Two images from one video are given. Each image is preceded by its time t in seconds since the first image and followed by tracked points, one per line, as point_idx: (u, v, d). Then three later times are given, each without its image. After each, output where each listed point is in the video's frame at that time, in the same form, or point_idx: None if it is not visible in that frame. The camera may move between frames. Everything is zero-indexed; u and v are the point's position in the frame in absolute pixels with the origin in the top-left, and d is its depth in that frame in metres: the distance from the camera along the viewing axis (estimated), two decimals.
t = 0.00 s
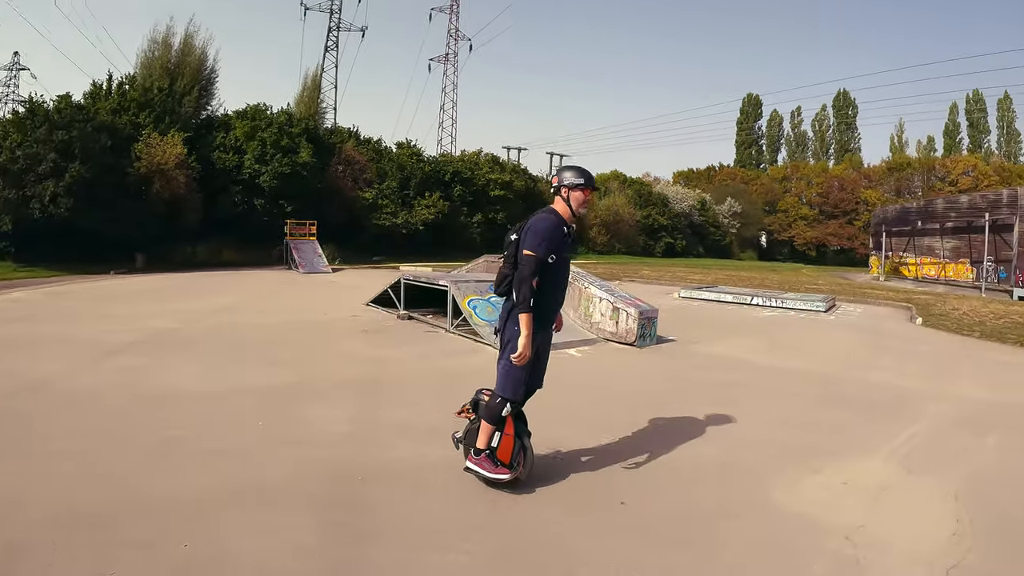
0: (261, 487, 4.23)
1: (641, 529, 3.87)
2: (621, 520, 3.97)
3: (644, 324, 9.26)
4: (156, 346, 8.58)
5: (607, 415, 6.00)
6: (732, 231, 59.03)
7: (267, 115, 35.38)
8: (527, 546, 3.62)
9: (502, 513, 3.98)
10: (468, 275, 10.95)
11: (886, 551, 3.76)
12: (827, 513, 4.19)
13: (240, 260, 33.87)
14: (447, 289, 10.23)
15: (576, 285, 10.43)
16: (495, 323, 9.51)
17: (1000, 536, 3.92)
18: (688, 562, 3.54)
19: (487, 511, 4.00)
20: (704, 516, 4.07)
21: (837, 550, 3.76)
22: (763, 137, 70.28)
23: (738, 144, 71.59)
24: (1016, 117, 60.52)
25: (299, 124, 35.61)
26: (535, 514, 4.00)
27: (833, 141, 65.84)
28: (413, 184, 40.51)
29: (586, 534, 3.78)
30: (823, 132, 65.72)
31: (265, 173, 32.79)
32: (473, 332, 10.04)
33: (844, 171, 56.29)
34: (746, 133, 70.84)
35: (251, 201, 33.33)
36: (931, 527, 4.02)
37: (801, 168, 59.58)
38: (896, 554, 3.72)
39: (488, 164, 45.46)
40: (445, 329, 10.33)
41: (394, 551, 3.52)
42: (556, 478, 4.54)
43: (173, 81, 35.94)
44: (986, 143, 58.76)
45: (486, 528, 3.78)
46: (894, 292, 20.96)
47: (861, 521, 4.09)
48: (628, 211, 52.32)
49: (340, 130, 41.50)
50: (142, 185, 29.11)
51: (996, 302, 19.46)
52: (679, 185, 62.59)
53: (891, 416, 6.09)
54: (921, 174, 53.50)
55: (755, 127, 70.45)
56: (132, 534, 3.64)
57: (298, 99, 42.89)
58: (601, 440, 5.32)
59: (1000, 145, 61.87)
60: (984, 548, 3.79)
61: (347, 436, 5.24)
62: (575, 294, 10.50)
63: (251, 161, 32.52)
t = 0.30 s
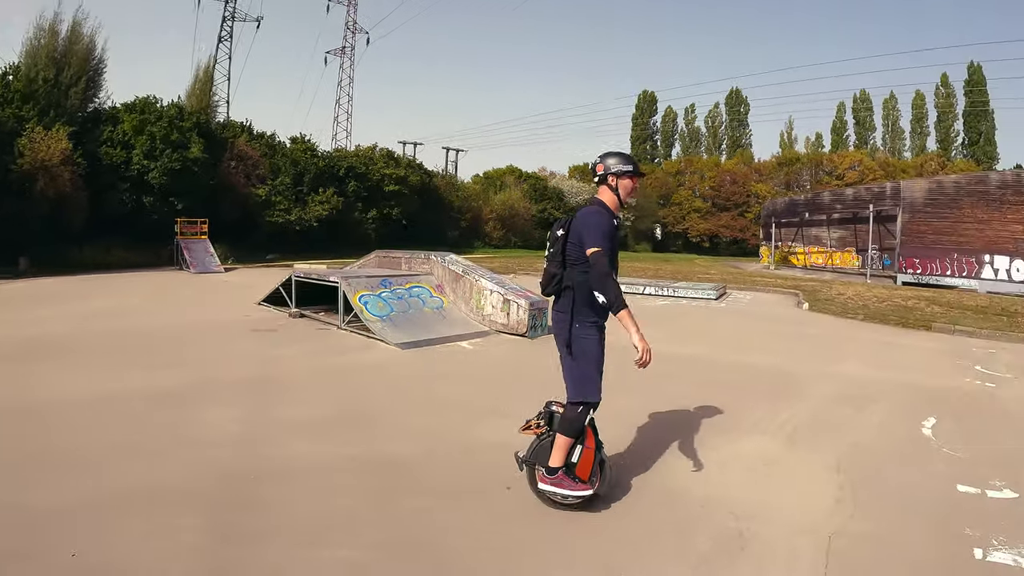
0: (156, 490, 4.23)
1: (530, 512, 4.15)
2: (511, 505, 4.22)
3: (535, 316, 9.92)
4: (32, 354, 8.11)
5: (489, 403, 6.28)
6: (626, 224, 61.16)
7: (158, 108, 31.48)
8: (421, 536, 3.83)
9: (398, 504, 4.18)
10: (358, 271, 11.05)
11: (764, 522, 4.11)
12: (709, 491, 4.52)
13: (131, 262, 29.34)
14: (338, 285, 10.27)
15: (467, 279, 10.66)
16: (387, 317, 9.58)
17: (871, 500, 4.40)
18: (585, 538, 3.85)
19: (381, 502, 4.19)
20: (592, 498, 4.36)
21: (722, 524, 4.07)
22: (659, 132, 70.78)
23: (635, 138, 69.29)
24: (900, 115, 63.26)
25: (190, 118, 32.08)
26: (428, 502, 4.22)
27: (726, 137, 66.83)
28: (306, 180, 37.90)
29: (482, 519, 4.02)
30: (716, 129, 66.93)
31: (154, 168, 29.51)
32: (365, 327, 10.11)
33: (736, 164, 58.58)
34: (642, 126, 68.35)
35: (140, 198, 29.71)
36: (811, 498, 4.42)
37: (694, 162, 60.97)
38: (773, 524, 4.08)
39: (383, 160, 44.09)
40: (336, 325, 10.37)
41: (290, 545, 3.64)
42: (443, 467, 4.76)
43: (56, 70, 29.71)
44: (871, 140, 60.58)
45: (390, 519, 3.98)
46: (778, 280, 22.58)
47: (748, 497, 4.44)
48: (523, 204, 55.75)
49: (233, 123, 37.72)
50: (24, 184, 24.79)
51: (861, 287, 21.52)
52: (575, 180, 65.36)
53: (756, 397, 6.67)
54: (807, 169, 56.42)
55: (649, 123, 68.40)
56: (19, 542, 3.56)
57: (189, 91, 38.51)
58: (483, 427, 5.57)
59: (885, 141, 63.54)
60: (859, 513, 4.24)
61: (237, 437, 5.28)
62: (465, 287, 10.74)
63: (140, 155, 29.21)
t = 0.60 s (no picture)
0: (34, 507, 4.25)
1: (412, 504, 4.46)
2: (392, 501, 4.51)
3: (413, 310, 10.35)
4: None
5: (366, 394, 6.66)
6: (511, 217, 66.71)
7: (28, 97, 27.70)
8: (311, 534, 4.07)
9: (290, 505, 4.43)
10: (235, 269, 10.99)
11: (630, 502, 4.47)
12: (580, 475, 4.86)
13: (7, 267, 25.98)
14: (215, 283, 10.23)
15: (345, 274, 10.81)
16: (264, 315, 9.66)
17: (737, 477, 4.90)
18: (474, 521, 4.24)
19: (273, 505, 4.43)
20: (467, 488, 4.66)
21: (593, 508, 4.39)
22: (543, 126, 75.05)
23: (522, 132, 76.53)
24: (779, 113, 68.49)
25: (64, 109, 28.57)
26: (313, 503, 4.48)
27: (610, 131, 72.95)
28: (186, 175, 36.20)
29: (368, 518, 4.29)
30: (601, 123, 72.51)
31: (25, 164, 26.15)
32: (243, 327, 10.12)
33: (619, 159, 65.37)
34: (527, 120, 75.80)
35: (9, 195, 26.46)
36: (683, 480, 4.83)
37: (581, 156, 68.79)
38: (642, 505, 4.44)
39: (265, 153, 43.62)
40: (214, 325, 10.34)
41: (175, 553, 3.81)
42: (327, 466, 5.05)
43: None
44: (751, 135, 67.10)
45: (281, 522, 4.20)
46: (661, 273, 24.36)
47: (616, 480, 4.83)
48: (407, 197, 56.77)
49: (107, 114, 35.01)
50: None
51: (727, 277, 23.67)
52: (458, 173, 68.31)
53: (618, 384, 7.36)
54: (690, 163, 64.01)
55: (534, 117, 75.62)
56: None
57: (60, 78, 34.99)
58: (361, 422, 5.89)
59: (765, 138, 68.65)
60: (729, 488, 4.71)
61: (120, 444, 5.37)
62: (343, 283, 10.91)
63: (10, 150, 25.77)
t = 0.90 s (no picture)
0: None
1: (284, 506, 4.31)
2: (263, 504, 4.34)
3: (289, 307, 10.31)
4: None
5: (244, 398, 6.54)
6: (392, 211, 73.43)
7: None
8: (175, 543, 3.85)
9: (156, 514, 4.19)
10: (103, 271, 10.44)
11: (508, 493, 4.43)
12: (459, 467, 4.83)
13: None
14: (82, 286, 9.70)
15: (219, 273, 10.57)
16: (135, 318, 9.27)
17: (611, 463, 4.97)
18: (351, 518, 4.14)
19: (139, 515, 4.17)
20: (342, 487, 4.55)
21: (468, 501, 4.33)
22: (426, 120, 82.18)
23: (404, 125, 83.28)
24: (657, 110, 74.37)
25: None
26: (179, 510, 4.26)
27: (493, 125, 81.54)
28: (56, 170, 34.85)
29: (238, 523, 4.10)
30: (484, 117, 81.24)
31: None
32: (114, 331, 9.66)
33: (503, 153, 73.26)
34: (410, 113, 82.91)
35: None
36: (561, 467, 4.85)
37: (462, 150, 76.24)
38: (520, 494, 4.42)
39: (138, 147, 42.66)
40: (83, 331, 9.80)
41: None
42: (199, 471, 4.85)
43: None
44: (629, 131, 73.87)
45: (142, 535, 3.95)
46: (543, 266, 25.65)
47: (492, 469, 4.80)
48: (287, 193, 59.27)
49: None
50: None
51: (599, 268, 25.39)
52: (340, 167, 72.81)
53: (498, 375, 7.57)
54: (572, 158, 72.97)
55: (417, 111, 83.05)
56: None
57: None
58: (235, 426, 5.73)
59: (646, 131, 75.65)
60: (604, 474, 4.76)
61: None
62: (217, 282, 10.68)
63: None
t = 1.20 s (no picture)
0: None
1: (177, 517, 4.11)
2: (154, 516, 4.12)
3: (187, 311, 10.15)
4: None
5: (135, 407, 6.23)
6: (299, 209, 73.73)
7: None
8: (53, 561, 3.60)
9: (37, 531, 3.92)
10: None
11: (409, 497, 4.35)
12: (360, 473, 4.72)
13: None
14: None
15: (114, 275, 10.09)
16: (29, 327, 8.60)
17: (514, 461, 4.96)
18: (244, 527, 3.98)
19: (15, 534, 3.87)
20: (239, 496, 4.38)
21: (368, 506, 4.22)
22: (333, 116, 82.00)
23: (311, 121, 82.42)
24: (565, 109, 75.90)
25: None
26: (57, 527, 3.98)
27: (401, 122, 81.47)
28: None
29: (127, 538, 3.86)
30: (392, 114, 81.01)
31: None
32: None
33: (410, 150, 74.79)
34: (317, 110, 82.21)
35: None
36: (462, 468, 4.80)
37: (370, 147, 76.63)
38: (421, 497, 4.35)
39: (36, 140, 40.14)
40: None
41: None
42: (84, 485, 4.56)
43: None
44: (537, 129, 75.69)
45: (16, 554, 3.66)
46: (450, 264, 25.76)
47: (393, 472, 4.72)
48: (190, 190, 58.73)
49: None
50: None
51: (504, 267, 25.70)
52: (245, 164, 72.35)
53: (405, 375, 7.52)
54: (480, 155, 74.35)
55: (324, 107, 82.25)
56: None
57: None
58: (130, 437, 5.44)
59: (555, 130, 76.90)
60: (505, 473, 4.74)
61: None
62: (113, 284, 10.19)
63: None
